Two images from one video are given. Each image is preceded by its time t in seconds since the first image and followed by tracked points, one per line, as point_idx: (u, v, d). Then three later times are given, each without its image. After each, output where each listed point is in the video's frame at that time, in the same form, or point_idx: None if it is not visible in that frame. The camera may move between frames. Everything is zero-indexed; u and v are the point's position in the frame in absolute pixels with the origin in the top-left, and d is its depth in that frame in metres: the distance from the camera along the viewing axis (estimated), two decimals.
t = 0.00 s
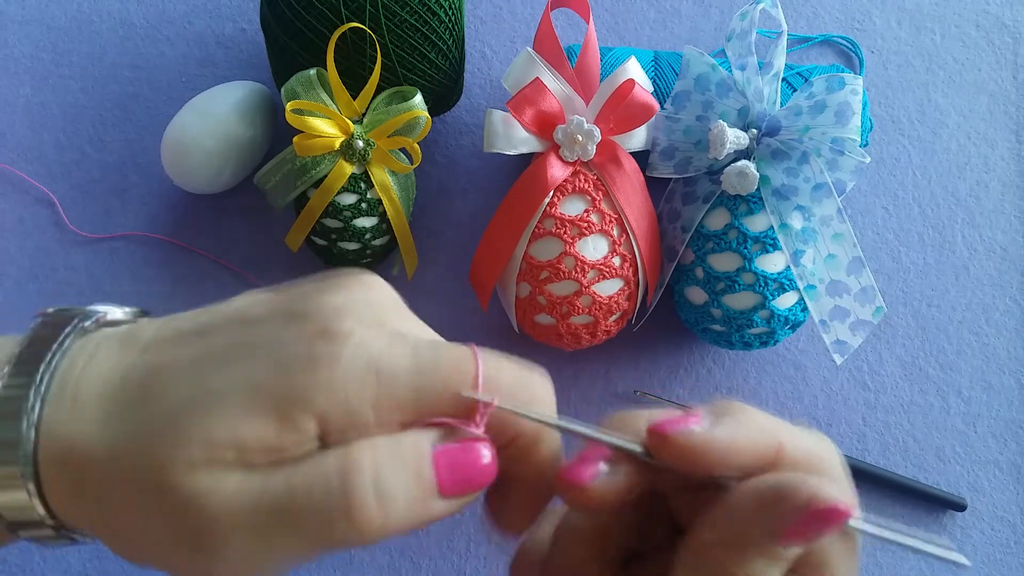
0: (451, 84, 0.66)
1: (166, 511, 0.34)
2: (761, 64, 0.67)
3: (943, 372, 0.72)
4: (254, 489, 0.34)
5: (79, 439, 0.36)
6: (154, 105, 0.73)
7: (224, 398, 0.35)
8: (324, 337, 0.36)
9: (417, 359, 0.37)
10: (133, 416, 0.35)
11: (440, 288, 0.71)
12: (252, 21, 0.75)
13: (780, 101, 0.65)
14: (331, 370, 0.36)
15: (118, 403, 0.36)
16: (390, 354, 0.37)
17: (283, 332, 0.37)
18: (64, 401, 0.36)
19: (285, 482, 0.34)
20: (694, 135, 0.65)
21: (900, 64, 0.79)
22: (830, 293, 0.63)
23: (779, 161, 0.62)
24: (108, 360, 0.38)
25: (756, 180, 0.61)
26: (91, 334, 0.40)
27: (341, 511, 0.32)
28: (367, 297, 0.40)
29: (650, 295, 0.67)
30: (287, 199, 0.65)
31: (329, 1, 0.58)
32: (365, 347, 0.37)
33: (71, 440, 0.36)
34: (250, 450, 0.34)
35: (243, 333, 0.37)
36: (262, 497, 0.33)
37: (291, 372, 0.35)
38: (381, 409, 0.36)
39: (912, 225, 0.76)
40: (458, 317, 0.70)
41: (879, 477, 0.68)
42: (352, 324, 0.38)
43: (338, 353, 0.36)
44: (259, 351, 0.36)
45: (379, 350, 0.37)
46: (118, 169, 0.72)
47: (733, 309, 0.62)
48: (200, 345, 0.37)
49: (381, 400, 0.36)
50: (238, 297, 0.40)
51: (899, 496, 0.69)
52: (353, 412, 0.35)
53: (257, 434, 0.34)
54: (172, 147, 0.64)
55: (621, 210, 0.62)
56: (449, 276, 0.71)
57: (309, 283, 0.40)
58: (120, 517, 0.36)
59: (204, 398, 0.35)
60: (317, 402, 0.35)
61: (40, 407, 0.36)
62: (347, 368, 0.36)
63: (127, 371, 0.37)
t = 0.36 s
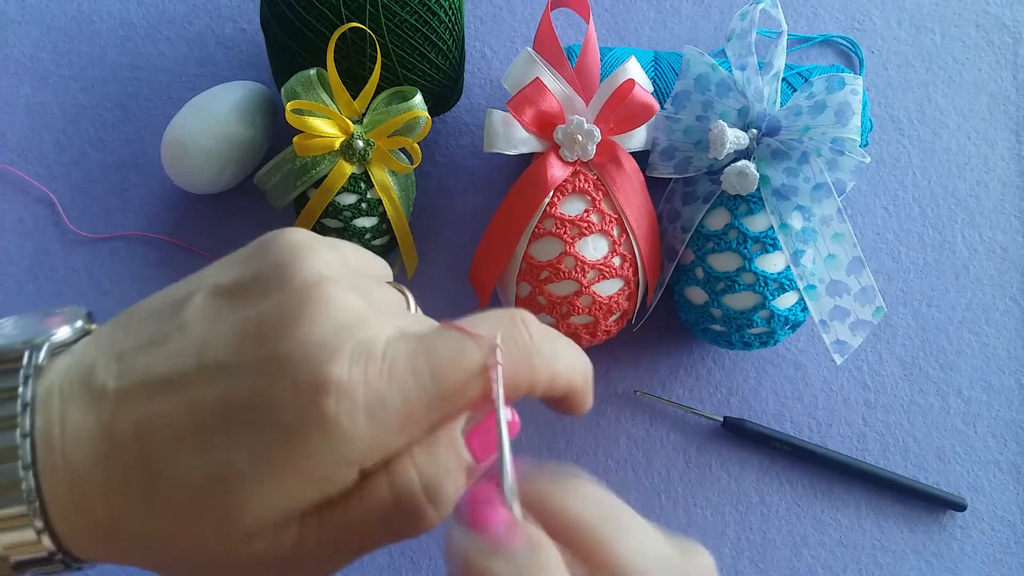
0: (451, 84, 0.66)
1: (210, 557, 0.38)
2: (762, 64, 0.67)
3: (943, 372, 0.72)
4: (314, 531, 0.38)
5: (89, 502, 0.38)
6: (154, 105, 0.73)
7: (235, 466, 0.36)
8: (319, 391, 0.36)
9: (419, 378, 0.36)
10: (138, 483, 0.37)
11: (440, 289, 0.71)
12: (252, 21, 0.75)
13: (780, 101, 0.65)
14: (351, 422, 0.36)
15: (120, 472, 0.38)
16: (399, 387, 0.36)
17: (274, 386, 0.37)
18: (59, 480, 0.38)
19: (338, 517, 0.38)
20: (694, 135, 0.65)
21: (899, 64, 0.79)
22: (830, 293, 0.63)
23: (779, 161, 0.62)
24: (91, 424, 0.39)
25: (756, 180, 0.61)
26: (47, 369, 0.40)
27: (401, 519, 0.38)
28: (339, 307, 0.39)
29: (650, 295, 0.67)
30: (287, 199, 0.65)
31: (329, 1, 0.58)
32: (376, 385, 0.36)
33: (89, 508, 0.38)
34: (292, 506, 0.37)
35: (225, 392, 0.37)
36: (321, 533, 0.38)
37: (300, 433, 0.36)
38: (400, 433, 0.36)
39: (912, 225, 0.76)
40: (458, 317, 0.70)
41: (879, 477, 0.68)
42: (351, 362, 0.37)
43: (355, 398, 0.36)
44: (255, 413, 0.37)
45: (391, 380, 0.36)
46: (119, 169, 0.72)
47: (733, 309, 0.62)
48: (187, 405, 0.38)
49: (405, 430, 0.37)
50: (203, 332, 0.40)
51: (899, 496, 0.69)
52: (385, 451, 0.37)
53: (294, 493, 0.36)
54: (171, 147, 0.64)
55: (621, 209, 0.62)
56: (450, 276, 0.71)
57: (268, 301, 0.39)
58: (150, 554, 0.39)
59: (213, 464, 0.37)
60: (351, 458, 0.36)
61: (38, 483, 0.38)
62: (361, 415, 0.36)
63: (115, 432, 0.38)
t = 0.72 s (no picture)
0: (450, 84, 0.66)
1: (151, 520, 0.32)
2: (761, 64, 0.67)
3: (943, 372, 0.72)
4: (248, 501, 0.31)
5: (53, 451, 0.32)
6: (154, 105, 0.73)
7: (208, 404, 0.32)
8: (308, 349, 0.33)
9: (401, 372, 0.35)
10: (106, 424, 0.32)
11: (440, 288, 0.71)
12: (252, 21, 0.75)
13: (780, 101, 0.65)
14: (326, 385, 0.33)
15: (86, 407, 0.32)
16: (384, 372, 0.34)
17: (266, 335, 0.34)
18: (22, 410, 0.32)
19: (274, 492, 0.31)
20: (694, 135, 0.65)
21: (900, 64, 0.79)
22: (830, 293, 0.63)
23: (779, 161, 0.62)
24: (81, 364, 0.33)
25: (756, 180, 0.61)
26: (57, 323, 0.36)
27: (334, 503, 0.31)
28: (351, 296, 0.36)
29: (650, 295, 0.67)
30: (287, 199, 0.65)
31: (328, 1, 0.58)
32: (359, 363, 0.34)
33: (41, 452, 0.32)
34: (237, 454, 0.32)
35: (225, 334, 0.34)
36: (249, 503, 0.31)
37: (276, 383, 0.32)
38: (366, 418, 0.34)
39: (912, 225, 0.76)
40: (458, 317, 0.70)
41: (878, 476, 0.68)
42: (345, 333, 0.34)
43: (332, 364, 0.33)
44: (245, 353, 0.33)
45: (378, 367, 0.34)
46: (119, 169, 0.72)
47: (733, 309, 0.62)
48: (178, 352, 0.33)
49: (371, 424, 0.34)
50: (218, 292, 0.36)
51: (899, 496, 0.69)
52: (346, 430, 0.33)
53: (246, 438, 0.32)
54: (171, 147, 0.64)
55: (621, 210, 0.62)
56: (450, 276, 0.71)
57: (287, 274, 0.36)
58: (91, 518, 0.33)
59: (187, 399, 0.32)
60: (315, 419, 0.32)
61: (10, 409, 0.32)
62: (338, 386, 0.33)
63: (98, 375, 0.33)
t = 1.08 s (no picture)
0: (451, 84, 0.66)
1: (77, 469, 0.32)
2: (761, 64, 0.67)
3: (943, 372, 0.72)
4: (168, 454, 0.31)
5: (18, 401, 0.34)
6: (154, 104, 0.73)
7: (174, 360, 0.34)
8: (293, 326, 0.36)
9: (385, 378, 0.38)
10: (78, 372, 0.34)
11: (440, 289, 0.71)
12: (252, 21, 0.75)
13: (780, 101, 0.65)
14: (306, 367, 0.35)
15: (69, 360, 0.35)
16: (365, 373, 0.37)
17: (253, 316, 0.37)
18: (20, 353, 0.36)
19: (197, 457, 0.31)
20: (694, 135, 0.65)
21: (899, 64, 0.79)
22: (830, 293, 0.63)
23: (779, 161, 0.62)
24: (77, 330, 0.37)
25: (756, 180, 0.61)
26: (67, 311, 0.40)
27: (252, 479, 0.30)
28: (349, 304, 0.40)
29: (650, 295, 0.67)
30: (287, 199, 0.65)
31: (329, 1, 0.58)
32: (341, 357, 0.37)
33: (11, 391, 0.34)
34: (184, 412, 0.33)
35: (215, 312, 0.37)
36: (166, 463, 0.31)
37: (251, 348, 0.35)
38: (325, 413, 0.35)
39: (911, 224, 0.76)
40: (458, 317, 0.70)
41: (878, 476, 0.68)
42: (336, 325, 0.38)
43: (314, 349, 0.36)
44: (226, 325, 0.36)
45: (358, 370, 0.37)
46: (119, 169, 0.72)
47: (733, 309, 0.62)
48: (167, 323, 0.36)
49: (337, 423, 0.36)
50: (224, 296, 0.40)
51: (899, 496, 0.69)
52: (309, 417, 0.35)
53: (199, 396, 0.33)
54: (171, 147, 0.64)
55: (621, 210, 0.62)
56: (450, 276, 0.71)
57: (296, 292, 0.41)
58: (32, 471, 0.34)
59: (155, 355, 0.34)
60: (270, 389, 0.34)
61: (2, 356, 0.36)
62: (314, 369, 0.35)
63: (91, 338, 0.36)
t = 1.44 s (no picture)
0: (451, 84, 0.66)
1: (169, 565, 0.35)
2: (761, 64, 0.67)
3: (943, 372, 0.72)
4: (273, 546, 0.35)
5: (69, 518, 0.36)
6: (154, 105, 0.73)
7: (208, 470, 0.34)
8: (287, 375, 0.34)
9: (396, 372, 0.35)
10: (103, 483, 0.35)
11: (440, 288, 0.71)
12: (252, 22, 0.75)
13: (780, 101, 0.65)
14: (317, 416, 0.34)
15: (102, 479, 0.35)
16: (373, 385, 0.35)
17: (240, 372, 0.35)
18: (29, 469, 0.36)
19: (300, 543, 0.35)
20: (694, 135, 0.65)
21: (899, 64, 0.79)
22: (830, 293, 0.63)
23: (779, 161, 0.62)
24: (73, 416, 0.36)
25: (756, 180, 0.61)
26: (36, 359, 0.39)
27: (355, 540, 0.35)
28: (316, 305, 0.37)
29: (650, 295, 0.67)
30: (287, 199, 0.65)
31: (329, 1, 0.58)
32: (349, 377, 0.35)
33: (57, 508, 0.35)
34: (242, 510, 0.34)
35: (199, 380, 0.35)
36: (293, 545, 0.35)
37: (260, 419, 0.34)
38: (375, 437, 0.35)
39: (911, 225, 0.76)
40: (459, 318, 0.70)
41: (878, 476, 0.68)
42: (325, 350, 0.35)
43: (323, 389, 0.34)
44: (222, 398, 0.34)
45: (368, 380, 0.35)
46: (119, 169, 0.72)
47: (733, 309, 0.62)
48: (155, 396, 0.35)
49: (381, 438, 0.35)
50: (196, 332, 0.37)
51: (899, 496, 0.69)
52: (357, 458, 0.35)
53: (267, 498, 0.34)
54: (171, 147, 0.64)
55: (621, 209, 0.62)
56: (450, 276, 0.71)
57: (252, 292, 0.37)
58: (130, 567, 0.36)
59: (190, 466, 0.34)
60: (316, 454, 0.34)
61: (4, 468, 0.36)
62: (321, 407, 0.34)
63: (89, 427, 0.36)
